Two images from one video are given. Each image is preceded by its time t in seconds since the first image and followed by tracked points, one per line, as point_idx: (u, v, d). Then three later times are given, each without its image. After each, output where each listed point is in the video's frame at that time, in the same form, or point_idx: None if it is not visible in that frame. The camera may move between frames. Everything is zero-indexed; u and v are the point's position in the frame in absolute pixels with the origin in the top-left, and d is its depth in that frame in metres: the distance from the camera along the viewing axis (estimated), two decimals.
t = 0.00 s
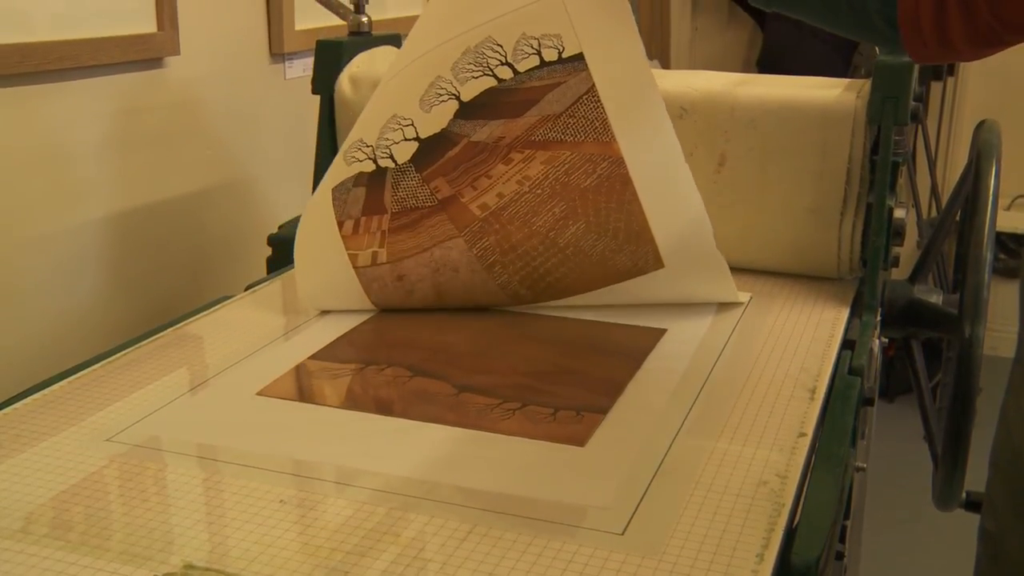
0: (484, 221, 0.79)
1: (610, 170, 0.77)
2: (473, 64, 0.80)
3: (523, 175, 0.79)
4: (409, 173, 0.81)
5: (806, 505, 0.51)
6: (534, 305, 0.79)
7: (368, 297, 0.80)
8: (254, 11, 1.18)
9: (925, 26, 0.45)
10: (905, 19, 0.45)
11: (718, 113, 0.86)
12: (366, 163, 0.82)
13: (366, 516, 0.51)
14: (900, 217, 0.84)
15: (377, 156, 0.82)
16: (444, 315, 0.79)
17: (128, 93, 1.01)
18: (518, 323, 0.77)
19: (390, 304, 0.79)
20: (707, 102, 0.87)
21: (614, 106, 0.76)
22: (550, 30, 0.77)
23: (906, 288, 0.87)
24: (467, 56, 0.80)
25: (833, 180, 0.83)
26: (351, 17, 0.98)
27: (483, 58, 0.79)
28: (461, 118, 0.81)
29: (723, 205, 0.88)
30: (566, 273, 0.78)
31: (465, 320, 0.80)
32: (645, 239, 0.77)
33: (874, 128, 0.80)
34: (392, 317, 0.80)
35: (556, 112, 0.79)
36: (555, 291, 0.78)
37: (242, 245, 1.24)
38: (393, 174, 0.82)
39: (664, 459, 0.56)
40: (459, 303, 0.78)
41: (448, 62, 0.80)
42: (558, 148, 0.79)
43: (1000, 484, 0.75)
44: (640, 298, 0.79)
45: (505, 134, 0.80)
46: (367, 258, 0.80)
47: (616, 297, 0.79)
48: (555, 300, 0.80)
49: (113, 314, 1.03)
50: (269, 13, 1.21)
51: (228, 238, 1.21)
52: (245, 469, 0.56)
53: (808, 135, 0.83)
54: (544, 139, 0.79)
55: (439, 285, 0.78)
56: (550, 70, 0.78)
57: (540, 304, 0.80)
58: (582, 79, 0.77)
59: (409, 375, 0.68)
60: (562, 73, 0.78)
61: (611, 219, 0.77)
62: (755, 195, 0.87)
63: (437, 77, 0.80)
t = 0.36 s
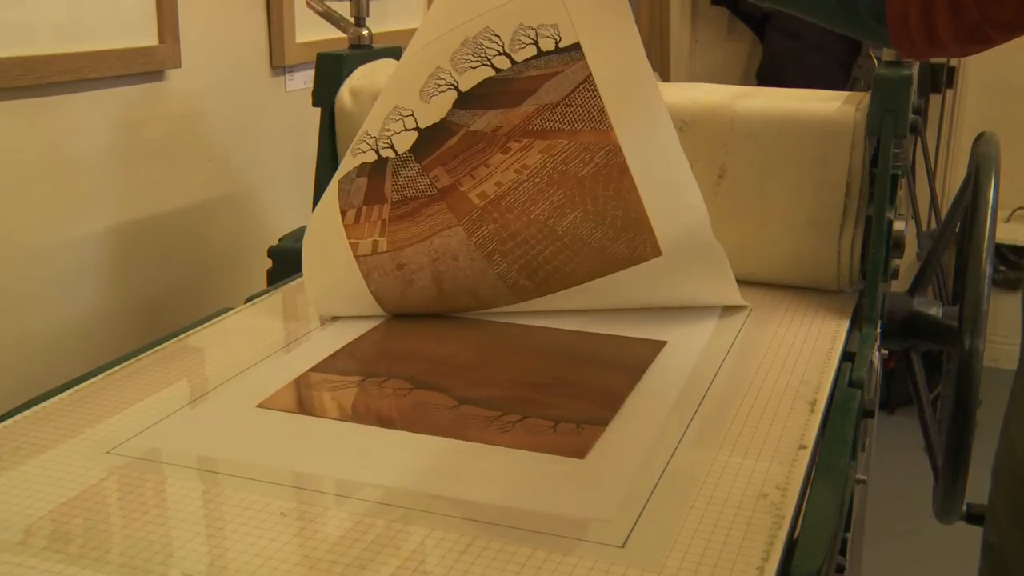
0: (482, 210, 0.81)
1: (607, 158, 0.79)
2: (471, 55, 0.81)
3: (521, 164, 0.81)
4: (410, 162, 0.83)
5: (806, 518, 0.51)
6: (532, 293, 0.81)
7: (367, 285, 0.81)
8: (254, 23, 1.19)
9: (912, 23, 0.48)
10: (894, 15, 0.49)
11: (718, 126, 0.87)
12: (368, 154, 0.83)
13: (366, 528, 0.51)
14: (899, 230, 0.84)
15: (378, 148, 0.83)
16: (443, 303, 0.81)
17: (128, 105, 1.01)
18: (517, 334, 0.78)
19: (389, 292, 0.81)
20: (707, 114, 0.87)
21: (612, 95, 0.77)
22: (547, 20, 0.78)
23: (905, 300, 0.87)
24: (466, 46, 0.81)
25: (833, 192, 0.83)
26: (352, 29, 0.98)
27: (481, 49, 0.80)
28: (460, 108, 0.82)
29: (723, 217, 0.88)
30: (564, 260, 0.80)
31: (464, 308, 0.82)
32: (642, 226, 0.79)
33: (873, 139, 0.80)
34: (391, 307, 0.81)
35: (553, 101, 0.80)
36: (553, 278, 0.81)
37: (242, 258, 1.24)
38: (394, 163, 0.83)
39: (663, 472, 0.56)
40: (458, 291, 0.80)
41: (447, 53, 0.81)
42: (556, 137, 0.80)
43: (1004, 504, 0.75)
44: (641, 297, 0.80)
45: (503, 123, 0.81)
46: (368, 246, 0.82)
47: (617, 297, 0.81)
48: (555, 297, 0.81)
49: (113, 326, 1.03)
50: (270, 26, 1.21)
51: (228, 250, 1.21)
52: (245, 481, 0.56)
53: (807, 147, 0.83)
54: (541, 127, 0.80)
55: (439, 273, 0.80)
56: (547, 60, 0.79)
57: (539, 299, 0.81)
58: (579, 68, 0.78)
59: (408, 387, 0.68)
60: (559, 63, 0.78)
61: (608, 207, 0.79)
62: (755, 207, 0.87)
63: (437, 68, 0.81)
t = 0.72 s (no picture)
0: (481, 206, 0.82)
1: (604, 153, 0.79)
2: (468, 52, 0.83)
3: (519, 159, 0.81)
4: (408, 159, 0.84)
5: (806, 535, 0.51)
6: (531, 289, 0.82)
7: (367, 283, 0.82)
8: (255, 41, 1.19)
9: (897, 18, 0.50)
10: (882, 15, 0.50)
11: (717, 142, 0.87)
12: (369, 152, 0.86)
13: (366, 545, 0.51)
14: (899, 246, 0.84)
15: (378, 145, 0.86)
16: (443, 300, 0.82)
17: (130, 121, 1.02)
18: (517, 350, 0.77)
19: (388, 289, 0.82)
20: (707, 131, 0.87)
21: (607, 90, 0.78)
22: (541, 16, 0.81)
23: (905, 316, 0.87)
24: (463, 44, 0.83)
25: (832, 208, 0.83)
26: (353, 46, 0.99)
27: (477, 45, 0.83)
28: (457, 105, 0.83)
29: (723, 233, 0.88)
30: (563, 256, 0.81)
31: (464, 306, 0.82)
32: (641, 220, 0.80)
33: (873, 156, 0.80)
34: (390, 306, 0.82)
35: (550, 97, 0.81)
36: (552, 273, 0.81)
37: (243, 274, 1.24)
38: (392, 161, 0.85)
39: (663, 489, 0.56)
40: (457, 287, 0.81)
41: (444, 52, 0.84)
42: (553, 132, 0.81)
43: (1009, 518, 0.78)
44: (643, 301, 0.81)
45: (500, 120, 0.82)
46: (368, 244, 0.83)
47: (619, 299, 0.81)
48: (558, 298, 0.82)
49: (112, 342, 1.03)
50: (272, 43, 1.22)
51: (228, 266, 1.21)
52: (245, 497, 0.56)
53: (807, 163, 0.83)
54: (539, 123, 0.81)
55: (438, 270, 0.81)
56: (543, 55, 0.81)
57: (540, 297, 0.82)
58: (574, 63, 0.79)
59: (408, 404, 0.68)
60: (555, 58, 0.80)
61: (606, 201, 0.80)
62: (754, 223, 0.87)
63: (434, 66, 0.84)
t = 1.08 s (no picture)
0: (475, 190, 0.84)
1: (595, 133, 0.80)
2: (457, 39, 0.84)
3: (512, 143, 0.83)
4: (403, 147, 0.86)
5: (807, 550, 0.51)
6: (529, 272, 0.83)
7: (367, 272, 0.84)
8: (255, 56, 1.20)
9: None
10: None
11: (717, 157, 0.87)
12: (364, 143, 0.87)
13: (366, 560, 0.51)
14: (898, 260, 0.84)
15: (372, 135, 0.87)
16: (442, 286, 0.83)
17: (131, 135, 1.02)
18: (518, 365, 0.77)
19: (387, 277, 0.83)
20: (706, 146, 0.87)
21: (597, 72, 0.79)
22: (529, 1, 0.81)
23: (905, 330, 0.87)
24: (451, 32, 0.84)
25: (832, 223, 0.83)
26: (354, 62, 0.99)
27: (466, 32, 0.84)
28: (449, 92, 0.85)
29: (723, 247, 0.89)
30: (559, 237, 0.83)
31: (463, 293, 0.84)
32: (635, 197, 0.80)
33: (871, 171, 0.80)
34: (390, 295, 0.84)
35: (540, 80, 0.82)
36: (549, 255, 0.83)
37: (243, 289, 1.24)
38: (387, 149, 0.87)
39: (663, 504, 0.56)
40: (455, 272, 0.83)
41: (433, 40, 0.85)
42: (544, 115, 0.82)
43: (1012, 533, 0.78)
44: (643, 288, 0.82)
45: (491, 104, 0.84)
46: (366, 233, 0.85)
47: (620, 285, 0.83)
48: (558, 288, 0.83)
49: (112, 355, 1.03)
50: (273, 58, 1.22)
51: (229, 279, 1.21)
52: (245, 512, 0.56)
53: (806, 177, 0.83)
54: (530, 106, 0.83)
55: (436, 255, 0.83)
56: (531, 39, 0.82)
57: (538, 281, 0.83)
58: (563, 46, 0.80)
59: (408, 419, 0.68)
60: (543, 42, 0.81)
61: (600, 180, 0.81)
62: (754, 238, 0.87)
63: (424, 54, 0.85)
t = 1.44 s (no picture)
0: (473, 162, 0.87)
1: (590, 104, 0.82)
2: (454, 13, 0.83)
3: (509, 115, 0.86)
4: (401, 121, 0.87)
5: (807, 565, 0.51)
6: (527, 242, 0.86)
7: (367, 245, 0.86)
8: (255, 71, 1.20)
9: None
10: None
11: (717, 172, 0.87)
12: (360, 117, 0.86)
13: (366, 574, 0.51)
14: (898, 274, 0.84)
15: (368, 109, 0.85)
16: (441, 257, 0.87)
17: (131, 148, 1.02)
18: (518, 378, 0.78)
19: (387, 249, 0.86)
20: (706, 159, 0.88)
21: (591, 45, 0.80)
22: None
23: (905, 344, 0.87)
24: (447, 6, 0.83)
25: (831, 237, 0.83)
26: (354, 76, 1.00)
27: (462, 7, 0.83)
28: (445, 66, 0.85)
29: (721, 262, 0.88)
30: (555, 207, 0.85)
31: (461, 265, 0.87)
32: (629, 167, 0.82)
33: (871, 185, 0.80)
34: (390, 267, 0.87)
35: (535, 53, 0.83)
36: (545, 225, 0.86)
37: (243, 302, 1.24)
38: (384, 123, 0.87)
39: (664, 519, 0.56)
40: (454, 242, 0.87)
41: (428, 12, 0.83)
42: (539, 87, 0.84)
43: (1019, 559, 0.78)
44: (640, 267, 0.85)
45: (488, 77, 0.85)
46: (366, 207, 0.86)
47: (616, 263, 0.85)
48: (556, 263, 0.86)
49: (111, 369, 1.03)
50: (273, 72, 1.23)
51: (229, 293, 1.21)
52: (245, 526, 0.56)
53: (804, 193, 0.84)
54: (525, 78, 0.85)
55: (435, 227, 0.87)
56: (527, 12, 0.82)
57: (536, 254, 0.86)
58: (557, 19, 0.81)
59: (408, 432, 0.68)
60: (538, 15, 0.81)
61: (595, 150, 0.83)
62: (754, 252, 0.87)
63: (421, 28, 0.83)
